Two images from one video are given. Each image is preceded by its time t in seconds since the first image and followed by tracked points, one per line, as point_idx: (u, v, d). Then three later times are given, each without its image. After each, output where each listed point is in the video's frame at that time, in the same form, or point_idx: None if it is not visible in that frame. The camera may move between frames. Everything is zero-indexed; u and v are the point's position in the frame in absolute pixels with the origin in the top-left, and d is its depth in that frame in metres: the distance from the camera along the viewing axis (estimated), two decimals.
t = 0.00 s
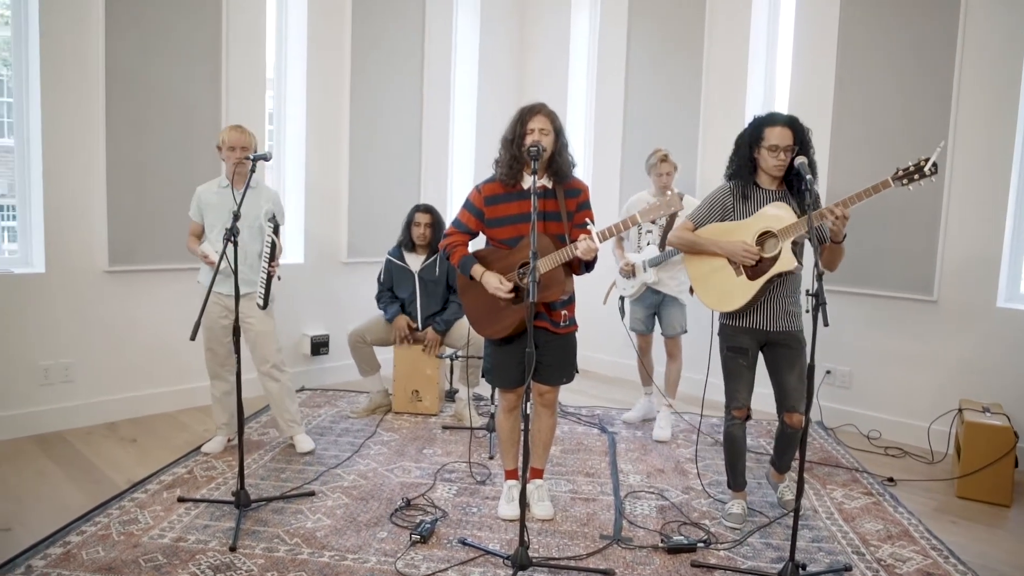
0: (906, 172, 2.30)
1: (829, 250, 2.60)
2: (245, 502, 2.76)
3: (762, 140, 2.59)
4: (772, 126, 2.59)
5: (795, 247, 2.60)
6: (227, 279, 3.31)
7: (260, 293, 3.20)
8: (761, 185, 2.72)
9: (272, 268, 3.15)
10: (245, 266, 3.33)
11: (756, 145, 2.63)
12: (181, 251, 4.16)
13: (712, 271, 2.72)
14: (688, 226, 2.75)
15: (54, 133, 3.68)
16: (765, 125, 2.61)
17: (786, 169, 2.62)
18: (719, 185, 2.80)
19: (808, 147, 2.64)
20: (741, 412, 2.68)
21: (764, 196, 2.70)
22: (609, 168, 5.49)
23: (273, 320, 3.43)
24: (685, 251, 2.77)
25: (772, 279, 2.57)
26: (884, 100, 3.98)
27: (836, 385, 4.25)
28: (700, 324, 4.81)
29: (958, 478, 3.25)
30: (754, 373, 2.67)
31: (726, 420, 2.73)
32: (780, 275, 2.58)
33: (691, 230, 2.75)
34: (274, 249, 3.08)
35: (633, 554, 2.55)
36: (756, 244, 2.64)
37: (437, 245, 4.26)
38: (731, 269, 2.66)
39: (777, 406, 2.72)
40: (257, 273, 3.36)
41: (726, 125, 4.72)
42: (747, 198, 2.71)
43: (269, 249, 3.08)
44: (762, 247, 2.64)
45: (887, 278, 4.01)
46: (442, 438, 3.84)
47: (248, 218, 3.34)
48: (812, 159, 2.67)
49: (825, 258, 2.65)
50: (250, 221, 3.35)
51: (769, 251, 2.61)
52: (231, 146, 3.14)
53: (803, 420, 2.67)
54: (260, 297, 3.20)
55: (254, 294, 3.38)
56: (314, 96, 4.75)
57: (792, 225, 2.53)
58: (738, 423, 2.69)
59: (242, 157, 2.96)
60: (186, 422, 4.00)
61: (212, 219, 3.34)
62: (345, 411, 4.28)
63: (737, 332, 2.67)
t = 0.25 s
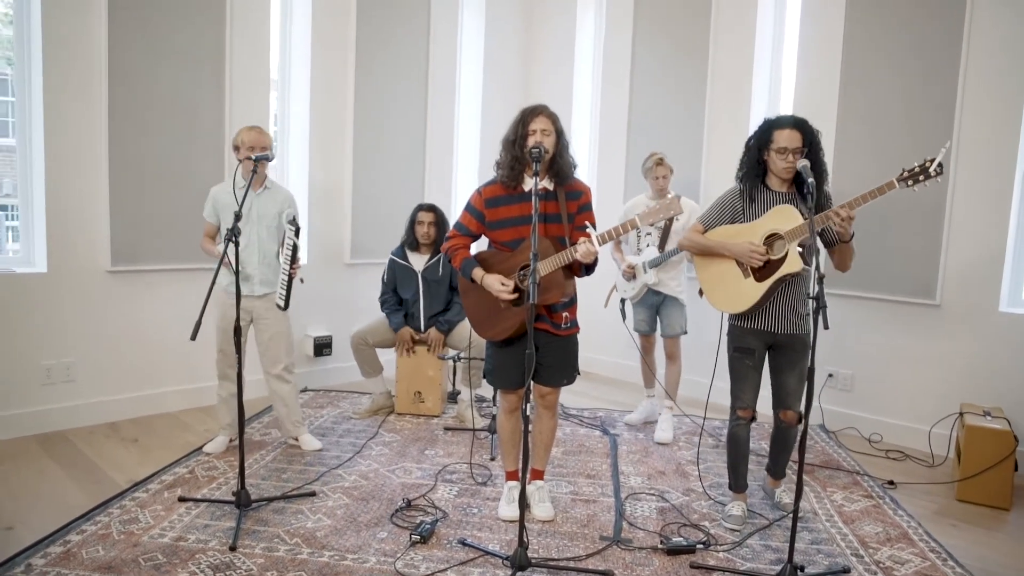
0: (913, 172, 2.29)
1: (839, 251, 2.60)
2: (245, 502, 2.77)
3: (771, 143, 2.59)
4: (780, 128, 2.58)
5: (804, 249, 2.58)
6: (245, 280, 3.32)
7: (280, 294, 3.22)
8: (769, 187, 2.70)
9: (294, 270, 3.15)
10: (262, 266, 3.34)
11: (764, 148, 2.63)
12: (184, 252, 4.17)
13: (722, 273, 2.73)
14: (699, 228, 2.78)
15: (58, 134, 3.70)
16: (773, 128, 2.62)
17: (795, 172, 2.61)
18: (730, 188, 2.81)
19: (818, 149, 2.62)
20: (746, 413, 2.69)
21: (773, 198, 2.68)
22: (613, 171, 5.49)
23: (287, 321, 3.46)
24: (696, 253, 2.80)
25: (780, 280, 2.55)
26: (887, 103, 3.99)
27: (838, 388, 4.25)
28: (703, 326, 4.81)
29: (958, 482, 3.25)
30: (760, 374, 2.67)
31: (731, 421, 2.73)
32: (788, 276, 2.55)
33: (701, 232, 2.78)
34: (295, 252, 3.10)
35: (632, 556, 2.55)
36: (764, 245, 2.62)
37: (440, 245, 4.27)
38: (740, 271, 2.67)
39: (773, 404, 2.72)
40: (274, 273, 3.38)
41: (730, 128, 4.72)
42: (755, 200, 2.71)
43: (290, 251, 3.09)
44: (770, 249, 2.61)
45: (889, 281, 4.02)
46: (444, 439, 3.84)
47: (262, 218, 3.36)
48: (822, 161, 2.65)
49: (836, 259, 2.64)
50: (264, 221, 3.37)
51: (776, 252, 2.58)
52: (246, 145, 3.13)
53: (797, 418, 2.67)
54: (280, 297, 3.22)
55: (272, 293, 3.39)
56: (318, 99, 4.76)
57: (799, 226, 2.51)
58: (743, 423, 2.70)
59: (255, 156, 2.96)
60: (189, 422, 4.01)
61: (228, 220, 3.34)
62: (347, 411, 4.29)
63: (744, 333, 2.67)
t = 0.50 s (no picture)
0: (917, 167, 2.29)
1: (842, 243, 2.59)
2: (238, 492, 2.76)
3: (776, 136, 2.57)
4: (785, 122, 2.56)
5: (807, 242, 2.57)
6: (261, 271, 3.30)
7: (299, 282, 3.32)
8: (775, 179, 2.69)
9: (314, 258, 3.31)
10: (279, 256, 3.34)
11: (769, 142, 2.61)
12: (177, 242, 4.15)
13: (724, 265, 2.72)
14: (702, 220, 2.77)
15: (50, 123, 3.67)
16: (778, 121, 2.60)
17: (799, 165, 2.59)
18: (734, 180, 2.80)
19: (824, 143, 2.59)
20: (745, 403, 2.69)
21: (777, 190, 2.67)
22: (609, 161, 5.47)
23: (297, 308, 3.45)
24: (699, 245, 2.78)
25: (782, 273, 2.54)
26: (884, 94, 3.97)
27: (832, 379, 4.25)
28: (698, 317, 4.80)
29: (952, 472, 3.26)
30: (761, 363, 2.67)
31: (731, 411, 2.73)
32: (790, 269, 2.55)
33: (705, 224, 2.77)
34: (316, 241, 3.27)
35: (625, 545, 2.55)
36: (766, 239, 2.62)
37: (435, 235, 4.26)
38: (742, 265, 2.66)
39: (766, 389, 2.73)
40: (289, 263, 3.38)
41: (726, 119, 4.70)
42: (759, 192, 2.70)
43: (312, 241, 3.26)
44: (772, 242, 2.62)
45: (884, 272, 4.01)
46: (438, 430, 3.84)
47: (276, 208, 3.37)
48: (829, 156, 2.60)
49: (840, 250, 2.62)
50: (277, 211, 3.38)
51: (779, 245, 2.59)
52: (262, 135, 3.13)
53: (790, 402, 2.67)
54: (299, 286, 3.33)
55: (288, 283, 3.39)
56: (312, 90, 4.73)
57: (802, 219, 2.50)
58: (743, 412, 2.70)
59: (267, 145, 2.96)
60: (183, 413, 4.00)
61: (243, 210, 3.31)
62: (342, 402, 4.28)
63: (746, 322, 2.66)
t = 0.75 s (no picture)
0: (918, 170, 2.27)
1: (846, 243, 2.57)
2: (232, 490, 2.75)
3: (780, 138, 2.54)
4: (788, 123, 2.53)
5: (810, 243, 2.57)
6: (271, 269, 3.29)
7: (311, 281, 3.35)
8: (780, 179, 2.67)
9: (327, 257, 3.38)
10: (289, 254, 3.32)
11: (773, 143, 2.57)
12: (172, 239, 4.14)
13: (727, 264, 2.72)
14: (706, 218, 2.76)
15: (44, 120, 3.66)
16: (779, 123, 2.56)
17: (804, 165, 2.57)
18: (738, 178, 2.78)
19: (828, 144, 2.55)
20: (746, 398, 2.65)
21: (781, 190, 2.66)
22: (605, 159, 5.46)
23: (303, 305, 3.45)
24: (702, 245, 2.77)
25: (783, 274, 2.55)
26: (880, 90, 3.96)
27: (829, 376, 4.24)
28: (695, 314, 4.79)
29: (948, 470, 3.25)
30: (762, 358, 2.65)
31: (732, 406, 2.69)
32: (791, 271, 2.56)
33: (708, 222, 2.75)
34: (330, 240, 3.34)
35: (620, 543, 2.55)
36: (768, 240, 2.61)
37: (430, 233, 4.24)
38: (744, 266, 2.65)
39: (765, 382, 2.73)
40: (299, 261, 3.38)
41: (722, 115, 4.69)
42: (764, 191, 2.68)
43: (325, 241, 3.32)
44: (774, 242, 2.61)
45: (881, 269, 4.00)
46: (434, 427, 3.83)
47: (286, 206, 3.34)
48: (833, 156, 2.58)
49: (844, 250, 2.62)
50: (287, 209, 3.35)
51: (781, 245, 2.58)
52: (278, 134, 3.17)
53: (788, 395, 2.68)
54: (310, 285, 3.35)
55: (297, 281, 3.39)
56: (307, 88, 4.72)
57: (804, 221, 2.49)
58: (743, 408, 2.66)
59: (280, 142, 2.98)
60: (178, 410, 3.99)
61: (255, 208, 3.27)
62: (338, 399, 4.27)
63: (749, 318, 2.65)
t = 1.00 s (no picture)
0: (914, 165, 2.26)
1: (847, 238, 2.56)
2: (228, 485, 2.75)
3: (779, 134, 2.53)
4: (787, 120, 2.51)
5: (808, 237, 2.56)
6: (268, 265, 3.28)
7: (312, 279, 3.39)
8: (781, 175, 2.64)
9: (327, 255, 3.39)
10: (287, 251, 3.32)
11: (773, 139, 2.56)
12: (169, 235, 4.13)
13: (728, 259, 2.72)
14: (708, 214, 2.77)
15: (41, 116, 3.65)
16: (778, 119, 2.54)
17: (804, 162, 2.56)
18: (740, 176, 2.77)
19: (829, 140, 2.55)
20: (746, 393, 2.62)
21: (782, 186, 2.64)
22: (603, 155, 5.44)
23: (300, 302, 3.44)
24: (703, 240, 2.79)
25: (780, 268, 2.55)
26: (879, 85, 3.94)
27: (827, 372, 4.23)
28: (693, 310, 4.78)
29: (946, 467, 3.24)
30: (763, 353, 2.63)
31: (731, 403, 2.67)
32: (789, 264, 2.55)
33: (711, 218, 2.77)
34: (328, 239, 3.36)
35: (615, 539, 2.54)
36: (766, 234, 2.61)
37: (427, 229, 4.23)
38: (742, 260, 2.66)
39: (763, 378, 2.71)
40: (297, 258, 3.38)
41: (720, 111, 4.67)
42: (766, 188, 2.67)
43: (324, 238, 3.34)
44: (773, 237, 2.61)
45: (879, 266, 3.99)
46: (431, 423, 3.83)
47: (286, 203, 3.33)
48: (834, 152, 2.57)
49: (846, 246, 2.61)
50: (287, 206, 3.34)
51: (779, 239, 2.58)
52: (278, 130, 3.16)
53: (787, 391, 2.67)
54: (311, 283, 3.40)
55: (294, 278, 3.39)
56: (304, 85, 4.71)
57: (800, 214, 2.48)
58: (742, 404, 2.64)
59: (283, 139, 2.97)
60: (175, 407, 3.99)
61: (254, 206, 3.26)
62: (335, 395, 4.27)
63: (751, 313, 2.64)
